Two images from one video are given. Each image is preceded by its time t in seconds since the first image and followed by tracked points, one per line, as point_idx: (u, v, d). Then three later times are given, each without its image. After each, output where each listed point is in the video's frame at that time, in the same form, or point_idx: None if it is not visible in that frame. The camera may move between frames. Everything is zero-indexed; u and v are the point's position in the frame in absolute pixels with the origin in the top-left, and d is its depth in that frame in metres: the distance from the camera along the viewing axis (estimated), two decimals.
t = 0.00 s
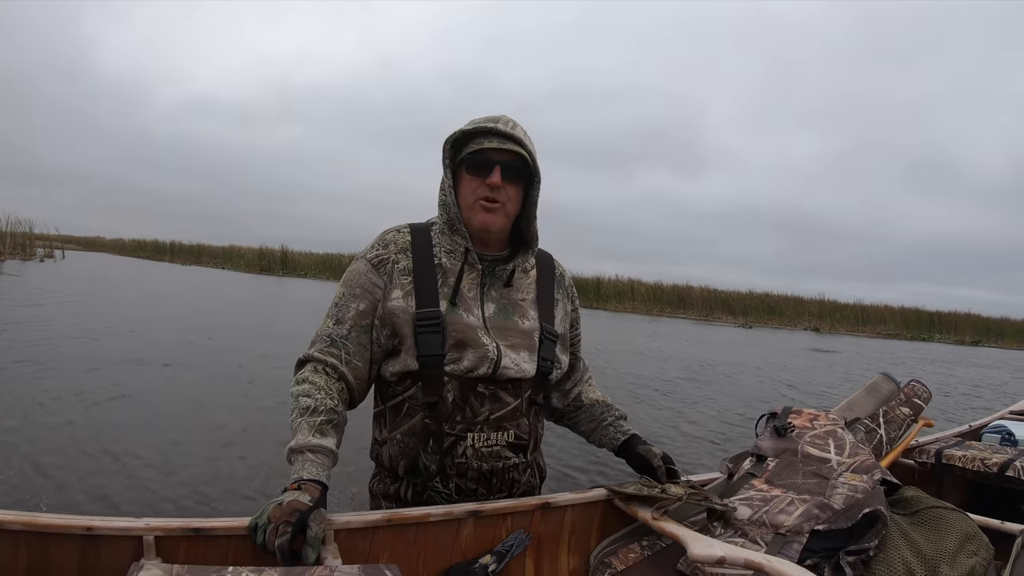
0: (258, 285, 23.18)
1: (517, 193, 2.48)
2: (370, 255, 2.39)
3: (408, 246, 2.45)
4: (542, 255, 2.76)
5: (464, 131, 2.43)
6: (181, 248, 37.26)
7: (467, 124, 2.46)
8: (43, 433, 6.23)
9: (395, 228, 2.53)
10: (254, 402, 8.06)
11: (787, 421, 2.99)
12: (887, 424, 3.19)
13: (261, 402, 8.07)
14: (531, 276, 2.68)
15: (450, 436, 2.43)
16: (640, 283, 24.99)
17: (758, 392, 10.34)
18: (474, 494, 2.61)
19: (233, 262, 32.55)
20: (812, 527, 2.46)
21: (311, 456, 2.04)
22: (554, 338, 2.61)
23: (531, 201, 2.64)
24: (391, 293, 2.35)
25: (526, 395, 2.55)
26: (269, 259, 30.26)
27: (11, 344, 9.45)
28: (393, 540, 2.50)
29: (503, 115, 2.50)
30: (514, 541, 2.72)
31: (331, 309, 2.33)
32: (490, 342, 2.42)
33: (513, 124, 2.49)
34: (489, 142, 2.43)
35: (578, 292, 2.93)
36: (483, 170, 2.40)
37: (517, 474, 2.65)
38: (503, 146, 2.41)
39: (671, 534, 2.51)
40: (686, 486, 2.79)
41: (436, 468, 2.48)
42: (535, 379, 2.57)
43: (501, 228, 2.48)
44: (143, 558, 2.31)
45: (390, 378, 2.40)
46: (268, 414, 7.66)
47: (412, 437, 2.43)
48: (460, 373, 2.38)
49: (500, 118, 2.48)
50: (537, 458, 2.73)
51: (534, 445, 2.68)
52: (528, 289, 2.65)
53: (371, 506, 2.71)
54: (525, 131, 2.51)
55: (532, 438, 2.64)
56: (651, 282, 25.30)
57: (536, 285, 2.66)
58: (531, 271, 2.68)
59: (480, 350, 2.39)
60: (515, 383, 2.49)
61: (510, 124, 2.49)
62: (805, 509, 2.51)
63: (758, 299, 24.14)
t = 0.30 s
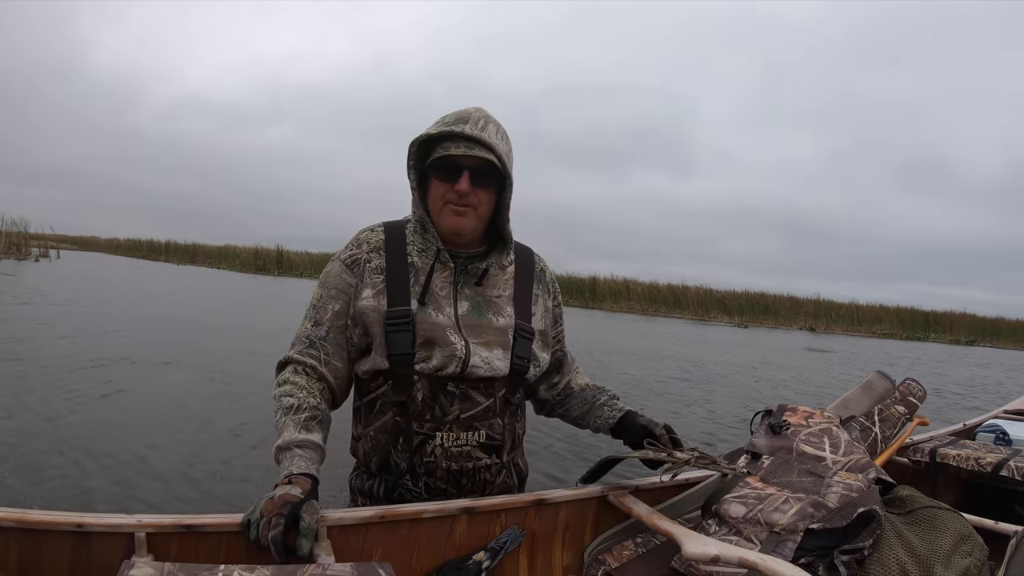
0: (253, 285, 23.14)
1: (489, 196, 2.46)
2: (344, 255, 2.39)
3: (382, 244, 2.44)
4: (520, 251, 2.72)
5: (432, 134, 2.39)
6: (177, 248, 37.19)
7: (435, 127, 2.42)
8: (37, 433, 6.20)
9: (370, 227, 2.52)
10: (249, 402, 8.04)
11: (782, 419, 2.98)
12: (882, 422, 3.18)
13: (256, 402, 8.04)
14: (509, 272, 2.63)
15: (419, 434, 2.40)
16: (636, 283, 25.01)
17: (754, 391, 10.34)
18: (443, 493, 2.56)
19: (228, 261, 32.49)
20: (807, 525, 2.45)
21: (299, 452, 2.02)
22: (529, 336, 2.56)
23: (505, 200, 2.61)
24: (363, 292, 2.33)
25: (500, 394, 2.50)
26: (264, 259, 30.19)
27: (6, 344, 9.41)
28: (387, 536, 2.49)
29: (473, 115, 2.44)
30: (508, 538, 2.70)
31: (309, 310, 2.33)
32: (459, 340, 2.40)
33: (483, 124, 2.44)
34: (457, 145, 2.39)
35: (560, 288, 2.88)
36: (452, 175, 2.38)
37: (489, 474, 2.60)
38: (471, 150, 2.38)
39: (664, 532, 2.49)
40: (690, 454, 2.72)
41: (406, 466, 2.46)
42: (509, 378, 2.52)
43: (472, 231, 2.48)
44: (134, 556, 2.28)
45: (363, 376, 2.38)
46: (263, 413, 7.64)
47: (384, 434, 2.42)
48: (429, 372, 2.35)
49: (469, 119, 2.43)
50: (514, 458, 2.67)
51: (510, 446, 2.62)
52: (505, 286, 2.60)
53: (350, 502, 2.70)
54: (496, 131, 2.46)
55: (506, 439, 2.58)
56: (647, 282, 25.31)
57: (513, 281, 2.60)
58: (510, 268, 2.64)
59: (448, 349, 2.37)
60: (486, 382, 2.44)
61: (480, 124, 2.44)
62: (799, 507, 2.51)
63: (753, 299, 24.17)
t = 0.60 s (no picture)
0: (251, 287, 23.08)
1: (458, 195, 2.39)
2: (316, 254, 2.36)
3: (353, 241, 2.41)
4: (497, 241, 2.64)
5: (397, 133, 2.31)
6: (175, 250, 37.11)
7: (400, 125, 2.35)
8: (33, 436, 6.17)
9: (343, 224, 2.49)
10: (247, 404, 8.01)
11: (783, 416, 2.96)
12: (882, 419, 3.16)
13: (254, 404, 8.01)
14: (484, 264, 2.56)
15: (391, 430, 2.35)
16: (634, 284, 24.99)
17: (752, 391, 10.32)
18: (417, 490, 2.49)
19: (226, 262, 32.42)
20: (807, 524, 2.43)
21: (285, 440, 1.99)
22: (503, 328, 2.48)
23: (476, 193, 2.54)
24: (333, 290, 2.31)
25: (475, 389, 2.43)
26: (263, 261, 30.14)
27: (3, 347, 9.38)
28: (385, 534, 2.46)
29: (439, 111, 2.34)
30: (507, 534, 2.69)
31: (284, 311, 2.31)
32: (429, 335, 2.34)
33: (449, 120, 2.34)
34: (422, 145, 2.31)
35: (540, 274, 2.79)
36: (418, 175, 2.32)
37: (464, 473, 2.51)
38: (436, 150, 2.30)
39: (664, 529, 2.46)
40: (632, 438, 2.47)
41: (379, 463, 2.39)
42: (483, 373, 2.45)
43: (440, 228, 2.44)
44: (128, 555, 2.24)
45: (336, 372, 2.36)
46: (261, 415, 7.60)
47: (358, 430, 2.38)
48: (400, 368, 2.31)
49: (435, 115, 2.33)
50: (491, 456, 2.58)
51: (487, 443, 2.54)
52: (479, 277, 2.54)
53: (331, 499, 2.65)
54: (463, 126, 2.36)
55: (482, 436, 2.50)
56: (645, 282, 25.28)
57: (487, 272, 2.54)
58: (484, 258, 2.57)
59: (418, 344, 2.31)
60: (459, 377, 2.38)
61: (446, 120, 2.34)
62: (800, 506, 2.48)
63: (752, 299, 24.14)
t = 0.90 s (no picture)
0: (248, 289, 23.04)
1: (440, 187, 2.31)
2: (299, 251, 2.32)
3: (336, 237, 2.35)
4: (480, 237, 2.47)
5: (383, 122, 2.26)
6: (171, 252, 37.06)
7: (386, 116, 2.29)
8: (30, 439, 6.14)
9: (327, 221, 2.44)
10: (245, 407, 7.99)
11: (777, 416, 2.95)
12: (877, 419, 3.15)
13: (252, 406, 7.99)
14: (464, 260, 2.40)
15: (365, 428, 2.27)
16: (632, 284, 24.98)
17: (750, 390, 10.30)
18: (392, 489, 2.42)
19: (224, 266, 32.37)
20: (803, 524, 2.43)
21: (309, 406, 2.04)
22: (477, 325, 2.33)
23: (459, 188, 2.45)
24: (311, 286, 2.26)
25: (450, 389, 2.32)
26: (260, 263, 30.09)
27: None
28: (380, 537, 2.46)
29: (424, 102, 2.28)
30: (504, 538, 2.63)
31: (271, 307, 2.29)
32: (401, 333, 2.25)
33: (434, 111, 2.28)
34: (405, 134, 2.24)
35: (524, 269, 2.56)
36: (402, 165, 2.24)
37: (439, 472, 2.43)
38: (420, 137, 2.22)
39: (660, 530, 2.45)
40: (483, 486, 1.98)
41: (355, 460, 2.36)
42: (459, 372, 2.33)
43: (423, 223, 2.33)
44: (123, 560, 2.23)
45: (316, 368, 2.32)
46: (258, 417, 7.57)
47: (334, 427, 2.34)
48: (373, 366, 2.23)
49: (420, 105, 2.26)
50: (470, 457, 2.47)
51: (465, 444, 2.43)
52: (458, 273, 2.39)
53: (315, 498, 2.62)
54: (448, 117, 2.30)
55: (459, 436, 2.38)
56: (643, 282, 25.26)
57: (465, 268, 2.38)
58: (464, 254, 2.41)
59: (389, 342, 2.23)
60: (433, 376, 2.28)
61: (431, 111, 2.28)
62: (796, 506, 2.48)
63: (750, 297, 24.15)
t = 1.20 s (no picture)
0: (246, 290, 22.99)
1: (440, 171, 2.26)
2: (297, 242, 2.35)
3: (333, 230, 2.38)
4: (471, 233, 2.43)
5: (383, 109, 2.25)
6: (169, 254, 36.97)
7: (385, 103, 2.27)
8: (29, 440, 6.12)
9: (325, 216, 2.46)
10: (244, 407, 7.98)
11: (778, 411, 2.96)
12: (877, 414, 3.16)
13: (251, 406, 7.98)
14: (452, 255, 2.35)
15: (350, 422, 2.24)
16: (631, 283, 24.99)
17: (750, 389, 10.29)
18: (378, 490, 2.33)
19: (222, 267, 32.30)
20: (806, 519, 2.41)
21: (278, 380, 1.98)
22: (455, 318, 2.27)
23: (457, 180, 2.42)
24: (309, 274, 2.27)
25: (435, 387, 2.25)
26: (258, 265, 30.02)
27: None
28: (382, 536, 2.46)
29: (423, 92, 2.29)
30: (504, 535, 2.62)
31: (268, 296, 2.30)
32: (383, 328, 2.22)
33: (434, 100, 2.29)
34: (407, 117, 2.22)
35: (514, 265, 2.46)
36: (401, 146, 2.19)
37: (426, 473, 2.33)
38: (423, 118, 2.21)
39: (662, 526, 2.44)
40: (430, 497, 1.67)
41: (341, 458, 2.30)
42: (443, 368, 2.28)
43: (422, 207, 2.26)
44: (121, 561, 2.20)
45: (309, 359, 2.28)
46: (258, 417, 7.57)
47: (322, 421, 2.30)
48: (359, 360, 2.20)
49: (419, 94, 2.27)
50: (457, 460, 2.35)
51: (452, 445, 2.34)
52: (443, 267, 2.33)
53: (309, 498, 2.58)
54: (448, 108, 2.31)
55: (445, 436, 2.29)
56: (642, 281, 25.27)
57: (452, 262, 2.33)
58: (452, 249, 2.36)
59: (370, 336, 2.20)
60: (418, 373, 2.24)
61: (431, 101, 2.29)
62: (798, 500, 2.47)
63: (748, 296, 24.18)
